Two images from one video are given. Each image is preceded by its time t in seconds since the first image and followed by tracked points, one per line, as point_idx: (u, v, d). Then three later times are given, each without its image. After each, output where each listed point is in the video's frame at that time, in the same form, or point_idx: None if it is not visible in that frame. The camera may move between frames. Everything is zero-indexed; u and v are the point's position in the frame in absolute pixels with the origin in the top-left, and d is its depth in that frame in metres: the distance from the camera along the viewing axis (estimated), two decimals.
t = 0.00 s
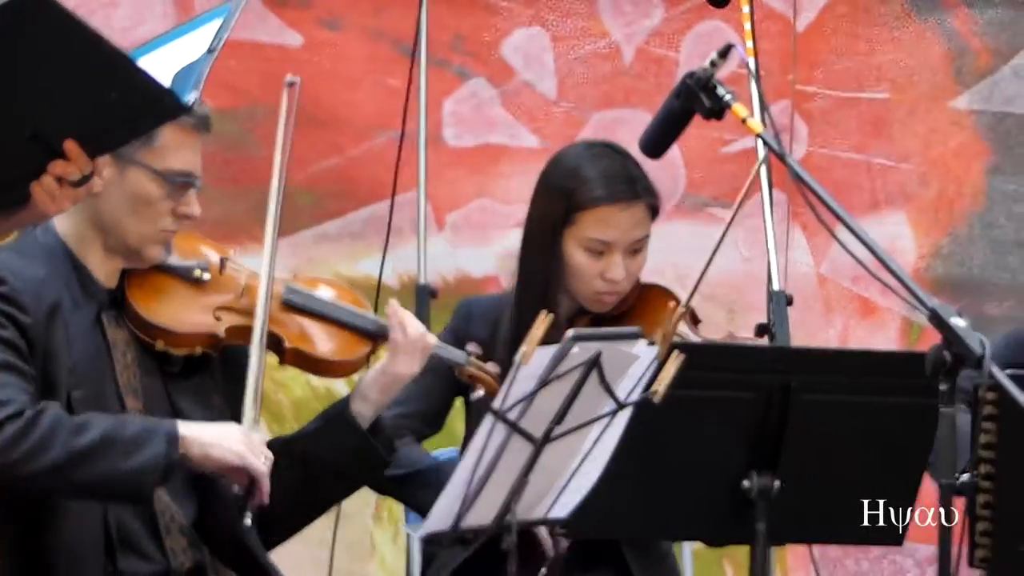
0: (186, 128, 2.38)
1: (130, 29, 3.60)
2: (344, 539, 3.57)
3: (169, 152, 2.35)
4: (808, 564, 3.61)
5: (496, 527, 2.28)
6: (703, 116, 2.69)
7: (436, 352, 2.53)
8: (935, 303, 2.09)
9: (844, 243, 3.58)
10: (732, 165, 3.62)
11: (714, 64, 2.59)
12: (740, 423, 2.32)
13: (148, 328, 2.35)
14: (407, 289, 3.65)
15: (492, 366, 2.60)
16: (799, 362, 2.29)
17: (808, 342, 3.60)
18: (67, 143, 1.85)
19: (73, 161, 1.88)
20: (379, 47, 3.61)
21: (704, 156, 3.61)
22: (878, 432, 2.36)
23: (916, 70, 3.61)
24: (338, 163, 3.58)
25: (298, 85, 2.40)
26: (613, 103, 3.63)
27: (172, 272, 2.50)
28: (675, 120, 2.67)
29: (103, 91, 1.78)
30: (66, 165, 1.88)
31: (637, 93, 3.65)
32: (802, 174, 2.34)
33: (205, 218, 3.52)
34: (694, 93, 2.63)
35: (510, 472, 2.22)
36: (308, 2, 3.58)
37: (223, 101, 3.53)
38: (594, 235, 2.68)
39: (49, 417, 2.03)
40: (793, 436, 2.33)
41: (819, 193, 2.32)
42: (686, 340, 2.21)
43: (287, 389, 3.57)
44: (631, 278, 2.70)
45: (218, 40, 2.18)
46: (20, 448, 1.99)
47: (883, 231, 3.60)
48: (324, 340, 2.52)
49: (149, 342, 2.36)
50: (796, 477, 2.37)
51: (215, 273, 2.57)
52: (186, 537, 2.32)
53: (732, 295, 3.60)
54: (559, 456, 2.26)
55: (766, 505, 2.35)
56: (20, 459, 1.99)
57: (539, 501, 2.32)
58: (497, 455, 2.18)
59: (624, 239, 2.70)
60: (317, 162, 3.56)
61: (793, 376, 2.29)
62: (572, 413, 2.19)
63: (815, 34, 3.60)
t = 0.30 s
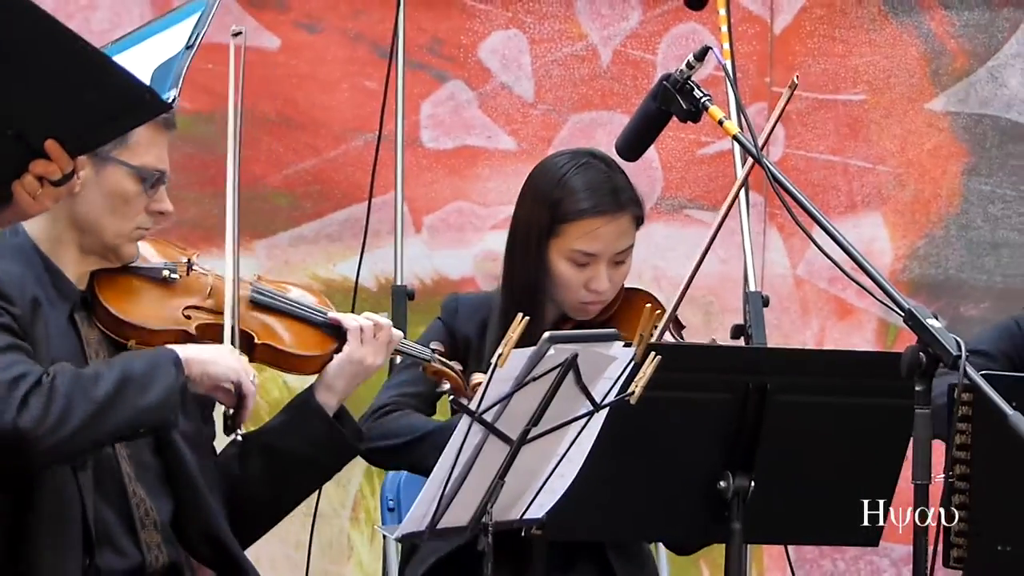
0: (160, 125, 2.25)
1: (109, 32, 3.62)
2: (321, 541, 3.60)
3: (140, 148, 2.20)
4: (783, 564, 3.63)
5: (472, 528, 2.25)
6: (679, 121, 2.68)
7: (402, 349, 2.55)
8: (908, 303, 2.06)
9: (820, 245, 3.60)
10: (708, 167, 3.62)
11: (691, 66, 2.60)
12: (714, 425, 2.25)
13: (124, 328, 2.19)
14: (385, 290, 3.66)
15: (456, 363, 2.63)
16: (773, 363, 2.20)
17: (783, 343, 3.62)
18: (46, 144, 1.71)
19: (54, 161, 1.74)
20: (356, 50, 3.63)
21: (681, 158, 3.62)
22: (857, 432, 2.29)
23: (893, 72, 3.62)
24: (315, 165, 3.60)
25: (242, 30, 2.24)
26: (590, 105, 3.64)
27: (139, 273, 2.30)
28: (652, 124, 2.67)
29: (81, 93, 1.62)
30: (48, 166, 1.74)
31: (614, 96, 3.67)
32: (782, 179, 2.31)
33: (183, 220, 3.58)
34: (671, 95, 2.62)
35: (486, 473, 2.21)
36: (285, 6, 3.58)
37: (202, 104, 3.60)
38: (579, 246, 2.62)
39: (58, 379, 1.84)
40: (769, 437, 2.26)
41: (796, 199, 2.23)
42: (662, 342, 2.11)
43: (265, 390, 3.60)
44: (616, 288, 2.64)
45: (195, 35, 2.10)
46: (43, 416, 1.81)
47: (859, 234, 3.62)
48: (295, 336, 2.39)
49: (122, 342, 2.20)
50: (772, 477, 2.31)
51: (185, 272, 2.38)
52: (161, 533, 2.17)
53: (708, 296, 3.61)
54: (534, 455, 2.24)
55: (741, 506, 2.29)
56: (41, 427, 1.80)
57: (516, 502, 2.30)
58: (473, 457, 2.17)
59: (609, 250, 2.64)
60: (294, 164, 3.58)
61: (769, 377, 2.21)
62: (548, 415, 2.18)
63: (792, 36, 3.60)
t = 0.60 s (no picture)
0: (121, 117, 2.19)
1: (77, 28, 3.61)
2: (292, 536, 3.59)
3: (106, 137, 2.15)
4: (755, 560, 3.63)
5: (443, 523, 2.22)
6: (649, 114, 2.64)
7: (367, 334, 2.52)
8: (882, 301, 2.02)
9: (791, 239, 3.60)
10: (679, 162, 3.62)
11: (659, 60, 2.56)
12: (682, 419, 2.20)
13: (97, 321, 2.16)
14: (356, 286, 3.65)
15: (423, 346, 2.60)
16: (743, 358, 2.16)
17: (754, 338, 3.61)
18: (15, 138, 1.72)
19: (23, 154, 1.74)
20: (325, 46, 3.62)
21: (651, 153, 3.62)
22: (830, 427, 2.24)
23: (862, 66, 3.62)
24: (285, 161, 3.59)
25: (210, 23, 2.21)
26: (560, 101, 3.64)
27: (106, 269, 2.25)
28: (621, 119, 2.62)
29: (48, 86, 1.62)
30: (14, 160, 1.74)
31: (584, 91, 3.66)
32: (750, 170, 2.25)
33: (152, 217, 3.56)
34: (640, 90, 2.58)
35: (457, 468, 2.16)
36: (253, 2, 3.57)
37: (173, 101, 3.59)
38: (538, 248, 2.60)
39: (80, 325, 1.81)
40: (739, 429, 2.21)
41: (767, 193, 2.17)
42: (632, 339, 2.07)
43: (236, 388, 3.59)
44: (576, 291, 2.63)
45: (161, 24, 1.98)
46: (80, 361, 1.78)
47: (829, 228, 3.63)
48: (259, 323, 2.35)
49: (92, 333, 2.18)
50: (746, 471, 2.27)
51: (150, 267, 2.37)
52: (136, 521, 2.09)
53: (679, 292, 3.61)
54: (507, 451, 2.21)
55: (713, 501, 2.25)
56: (82, 373, 1.77)
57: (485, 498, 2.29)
58: (445, 452, 2.11)
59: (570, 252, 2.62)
60: (264, 161, 3.57)
61: (740, 372, 2.17)
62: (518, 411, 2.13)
63: (761, 31, 3.61)
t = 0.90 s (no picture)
0: (94, 107, 2.33)
1: (49, 24, 3.60)
2: (265, 532, 3.58)
3: (83, 129, 2.28)
4: (728, 554, 3.63)
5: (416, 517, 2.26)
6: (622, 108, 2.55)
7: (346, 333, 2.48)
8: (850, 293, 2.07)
9: (763, 234, 3.60)
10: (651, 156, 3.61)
11: (630, 54, 2.47)
12: (658, 413, 2.26)
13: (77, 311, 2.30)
14: (329, 281, 3.64)
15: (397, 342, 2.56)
16: (716, 354, 2.22)
17: (727, 332, 3.62)
18: None
19: None
20: (297, 41, 3.61)
21: (623, 148, 3.62)
22: (804, 418, 2.31)
23: (835, 61, 3.61)
24: (257, 156, 3.59)
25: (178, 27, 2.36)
26: (533, 96, 3.64)
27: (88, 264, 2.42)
28: (592, 115, 2.53)
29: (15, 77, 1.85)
30: None
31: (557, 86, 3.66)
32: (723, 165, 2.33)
33: (124, 213, 3.55)
34: (612, 85, 2.49)
35: (429, 464, 2.19)
36: None
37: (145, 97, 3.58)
38: (504, 227, 2.63)
39: (48, 355, 1.91)
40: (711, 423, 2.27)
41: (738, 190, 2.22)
42: (605, 334, 2.12)
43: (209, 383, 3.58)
44: (541, 271, 2.65)
45: (126, 19, 2.07)
46: (43, 391, 1.88)
47: (801, 224, 3.61)
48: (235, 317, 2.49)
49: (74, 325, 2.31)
50: (717, 467, 2.32)
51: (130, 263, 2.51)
52: (113, 515, 2.20)
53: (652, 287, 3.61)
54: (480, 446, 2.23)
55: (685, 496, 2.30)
56: (43, 403, 1.87)
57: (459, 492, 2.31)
58: (417, 447, 2.15)
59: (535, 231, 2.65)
60: (236, 156, 3.57)
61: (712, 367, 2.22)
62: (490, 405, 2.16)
63: (734, 26, 3.61)
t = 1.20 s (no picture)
0: (76, 101, 2.43)
1: (23, 19, 3.59)
2: (241, 527, 3.58)
3: (62, 123, 2.39)
4: (705, 547, 3.62)
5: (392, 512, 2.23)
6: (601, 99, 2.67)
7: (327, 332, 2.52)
8: (828, 285, 2.11)
9: (739, 227, 3.59)
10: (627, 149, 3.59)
11: (605, 47, 2.58)
12: (631, 406, 2.27)
13: (58, 304, 2.35)
14: (305, 275, 3.64)
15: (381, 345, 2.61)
16: (692, 347, 2.24)
17: (703, 325, 3.61)
18: None
19: None
20: (272, 35, 3.61)
21: (600, 141, 3.61)
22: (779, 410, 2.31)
23: (810, 53, 3.61)
24: (232, 150, 3.59)
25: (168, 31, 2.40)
26: (508, 89, 3.63)
27: (72, 259, 2.47)
28: (569, 104, 2.68)
29: None
30: None
31: (532, 79, 3.66)
32: (700, 159, 2.38)
33: (100, 207, 3.55)
34: (586, 77, 2.63)
35: (406, 458, 2.18)
36: None
37: (119, 92, 3.58)
38: (484, 199, 2.64)
39: None
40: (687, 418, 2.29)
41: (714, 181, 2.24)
42: (580, 327, 2.16)
43: (185, 378, 3.58)
44: (517, 246, 2.66)
45: (98, 12, 2.22)
46: None
47: (777, 216, 3.61)
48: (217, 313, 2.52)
49: (56, 319, 2.36)
50: (692, 462, 2.33)
51: (114, 258, 2.54)
52: (91, 509, 2.25)
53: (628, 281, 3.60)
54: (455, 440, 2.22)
55: (660, 489, 2.32)
56: None
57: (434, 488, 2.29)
58: (393, 441, 2.14)
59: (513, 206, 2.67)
60: (211, 150, 3.57)
61: (687, 360, 2.24)
62: (466, 398, 2.15)
63: (709, 18, 3.59)
